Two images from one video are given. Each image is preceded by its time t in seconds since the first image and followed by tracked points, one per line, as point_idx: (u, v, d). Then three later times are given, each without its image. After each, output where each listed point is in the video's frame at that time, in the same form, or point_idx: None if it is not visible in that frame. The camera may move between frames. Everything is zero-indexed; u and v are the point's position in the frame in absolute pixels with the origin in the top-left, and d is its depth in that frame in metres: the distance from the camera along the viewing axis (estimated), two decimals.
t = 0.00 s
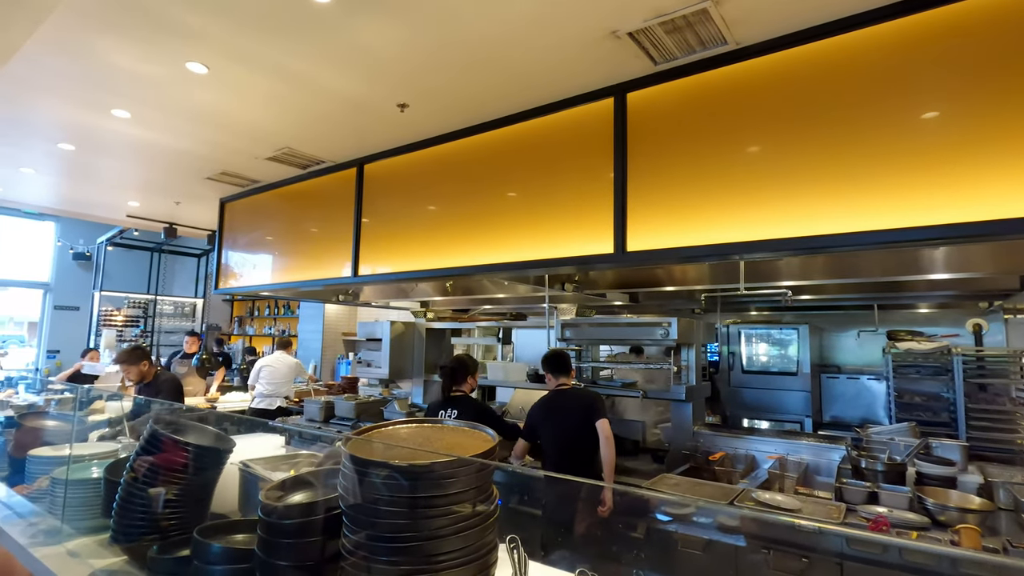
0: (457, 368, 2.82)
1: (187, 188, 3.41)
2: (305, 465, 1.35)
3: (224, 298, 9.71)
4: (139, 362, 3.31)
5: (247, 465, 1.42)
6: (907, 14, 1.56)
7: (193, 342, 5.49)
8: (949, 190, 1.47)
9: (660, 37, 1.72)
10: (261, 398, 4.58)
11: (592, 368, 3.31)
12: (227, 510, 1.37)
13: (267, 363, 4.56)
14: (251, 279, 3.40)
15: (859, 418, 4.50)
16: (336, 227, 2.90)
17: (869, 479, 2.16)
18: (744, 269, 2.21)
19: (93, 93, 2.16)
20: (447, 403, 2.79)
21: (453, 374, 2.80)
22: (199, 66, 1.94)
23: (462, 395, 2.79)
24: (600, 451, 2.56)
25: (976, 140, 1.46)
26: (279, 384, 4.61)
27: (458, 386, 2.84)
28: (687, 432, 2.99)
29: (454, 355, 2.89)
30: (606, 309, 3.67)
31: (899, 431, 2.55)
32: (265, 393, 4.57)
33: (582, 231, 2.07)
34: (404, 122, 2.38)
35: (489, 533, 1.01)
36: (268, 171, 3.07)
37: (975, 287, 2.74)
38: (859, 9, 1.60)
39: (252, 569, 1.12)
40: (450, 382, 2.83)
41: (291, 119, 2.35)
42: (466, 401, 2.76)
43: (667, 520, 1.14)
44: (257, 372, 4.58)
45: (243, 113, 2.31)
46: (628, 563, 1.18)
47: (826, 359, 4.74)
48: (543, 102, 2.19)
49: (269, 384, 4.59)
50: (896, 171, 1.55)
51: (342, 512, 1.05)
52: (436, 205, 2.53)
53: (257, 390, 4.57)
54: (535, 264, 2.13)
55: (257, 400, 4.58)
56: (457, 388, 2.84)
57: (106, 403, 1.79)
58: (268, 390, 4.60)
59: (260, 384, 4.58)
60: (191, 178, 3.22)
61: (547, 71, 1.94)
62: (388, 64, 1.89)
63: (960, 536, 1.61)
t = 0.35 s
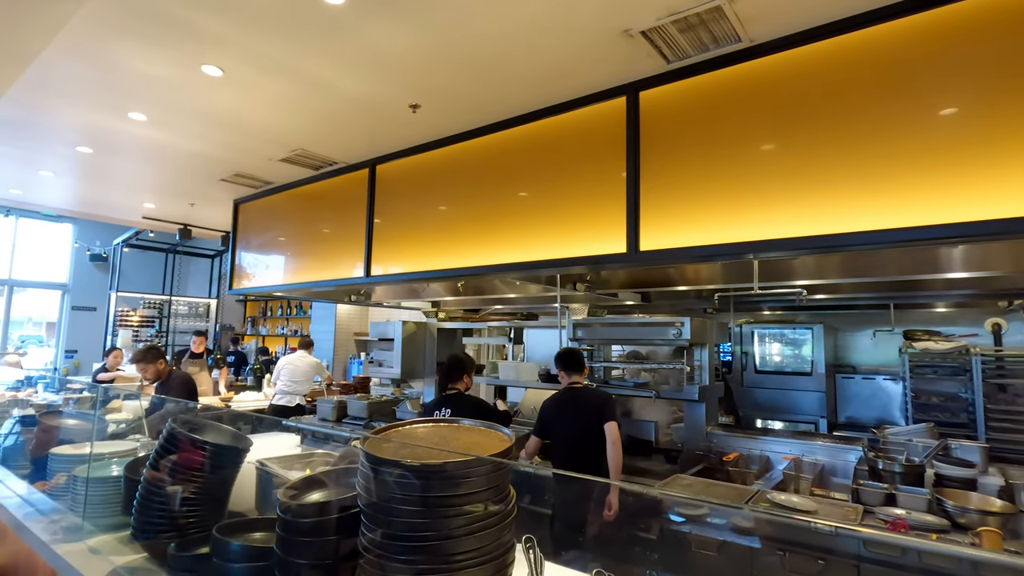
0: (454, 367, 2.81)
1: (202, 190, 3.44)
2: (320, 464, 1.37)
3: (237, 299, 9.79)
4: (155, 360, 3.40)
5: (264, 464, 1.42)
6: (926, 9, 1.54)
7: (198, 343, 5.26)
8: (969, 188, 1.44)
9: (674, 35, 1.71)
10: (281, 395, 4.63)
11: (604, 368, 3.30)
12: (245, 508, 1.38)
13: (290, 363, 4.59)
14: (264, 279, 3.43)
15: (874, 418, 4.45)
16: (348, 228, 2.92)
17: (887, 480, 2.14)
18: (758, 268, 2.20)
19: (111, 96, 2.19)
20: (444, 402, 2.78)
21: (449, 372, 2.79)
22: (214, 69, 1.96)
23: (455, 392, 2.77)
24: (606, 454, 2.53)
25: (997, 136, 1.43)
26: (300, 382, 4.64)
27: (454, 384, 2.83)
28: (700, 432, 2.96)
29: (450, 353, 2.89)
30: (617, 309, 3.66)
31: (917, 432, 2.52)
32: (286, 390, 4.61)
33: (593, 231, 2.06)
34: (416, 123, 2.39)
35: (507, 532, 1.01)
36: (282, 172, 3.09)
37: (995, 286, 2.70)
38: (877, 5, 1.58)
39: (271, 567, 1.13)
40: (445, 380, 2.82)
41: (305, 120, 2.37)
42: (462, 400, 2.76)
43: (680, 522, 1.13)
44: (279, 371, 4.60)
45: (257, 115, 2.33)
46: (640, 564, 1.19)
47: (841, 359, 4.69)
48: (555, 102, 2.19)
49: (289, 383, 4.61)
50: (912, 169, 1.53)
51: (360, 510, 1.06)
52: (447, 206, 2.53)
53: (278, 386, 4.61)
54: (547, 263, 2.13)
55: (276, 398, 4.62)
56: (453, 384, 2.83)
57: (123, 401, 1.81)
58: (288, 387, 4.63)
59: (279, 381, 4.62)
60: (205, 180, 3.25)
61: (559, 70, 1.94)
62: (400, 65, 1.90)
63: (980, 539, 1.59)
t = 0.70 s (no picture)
0: (460, 366, 2.80)
1: (215, 192, 3.48)
2: (333, 464, 1.38)
3: (249, 299, 9.84)
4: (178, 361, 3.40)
5: (280, 462, 1.43)
6: (941, 4, 1.52)
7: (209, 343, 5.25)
8: (987, 186, 1.42)
9: (686, 33, 1.70)
10: (294, 395, 4.66)
11: (615, 368, 3.28)
12: (260, 506, 1.39)
13: (305, 363, 4.62)
14: (276, 280, 3.45)
15: (890, 419, 4.40)
16: (359, 229, 2.94)
17: (903, 482, 2.12)
18: (771, 267, 2.18)
19: (127, 100, 2.22)
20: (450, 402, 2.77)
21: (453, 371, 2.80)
22: (228, 72, 1.98)
23: (461, 392, 2.78)
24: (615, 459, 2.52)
25: (1016, 132, 1.40)
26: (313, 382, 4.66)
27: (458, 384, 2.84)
28: (713, 432, 2.95)
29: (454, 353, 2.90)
30: (628, 309, 3.65)
31: (934, 434, 2.49)
32: (300, 390, 4.64)
33: (605, 231, 2.06)
34: (427, 123, 2.40)
35: (522, 532, 1.01)
36: (294, 174, 3.12)
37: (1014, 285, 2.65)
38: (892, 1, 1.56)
39: (288, 565, 1.14)
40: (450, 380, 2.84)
41: (317, 122, 2.39)
42: (468, 399, 2.76)
43: (692, 523, 1.11)
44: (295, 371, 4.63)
45: (270, 117, 2.35)
46: (655, 564, 1.19)
47: (856, 359, 4.64)
48: (566, 101, 2.18)
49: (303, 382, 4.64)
50: (930, 166, 1.51)
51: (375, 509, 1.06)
52: (457, 206, 2.54)
53: (293, 386, 4.65)
54: (558, 263, 2.13)
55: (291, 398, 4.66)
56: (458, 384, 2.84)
57: (138, 400, 1.83)
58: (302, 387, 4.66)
59: (293, 381, 4.66)
60: (218, 182, 3.29)
61: (570, 70, 1.93)
62: (411, 65, 1.91)
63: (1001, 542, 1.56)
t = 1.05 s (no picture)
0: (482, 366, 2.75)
1: (228, 193, 3.51)
2: (347, 463, 1.38)
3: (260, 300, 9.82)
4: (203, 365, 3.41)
5: (293, 461, 1.45)
6: None
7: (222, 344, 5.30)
8: (1006, 183, 1.40)
9: (697, 31, 1.69)
10: (306, 395, 4.69)
11: (626, 369, 3.27)
12: (273, 505, 1.41)
13: (318, 364, 4.66)
14: (288, 281, 3.48)
15: (905, 420, 4.33)
16: (370, 229, 2.95)
17: (920, 484, 2.07)
18: (784, 266, 2.16)
19: (141, 103, 2.25)
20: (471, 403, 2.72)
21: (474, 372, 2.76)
22: (240, 74, 2.00)
23: (477, 395, 2.73)
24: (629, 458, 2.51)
25: None
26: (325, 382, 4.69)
27: (477, 386, 2.79)
28: (725, 433, 2.95)
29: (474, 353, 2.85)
30: (639, 309, 3.64)
31: (951, 435, 2.46)
32: (312, 390, 4.67)
33: (616, 231, 2.05)
34: (437, 124, 2.41)
35: (538, 532, 1.01)
36: (305, 175, 3.14)
37: None
38: None
39: (303, 564, 1.14)
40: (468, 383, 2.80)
41: (328, 123, 2.40)
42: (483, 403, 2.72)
43: (704, 524, 1.10)
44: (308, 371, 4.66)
45: (282, 119, 2.37)
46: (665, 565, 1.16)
47: (870, 359, 4.58)
48: (576, 101, 2.18)
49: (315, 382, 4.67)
50: (947, 163, 1.49)
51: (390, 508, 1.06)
52: (468, 206, 2.54)
53: (304, 386, 4.68)
54: (568, 263, 2.12)
55: (304, 398, 4.69)
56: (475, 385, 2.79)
57: (152, 399, 1.83)
58: (313, 386, 4.69)
59: (305, 381, 4.69)
60: (231, 184, 3.32)
61: (580, 69, 1.93)
62: (422, 66, 1.91)
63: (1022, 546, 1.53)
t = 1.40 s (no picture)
0: (502, 368, 2.73)
1: (240, 194, 3.54)
2: (360, 462, 1.39)
3: (271, 300, 9.87)
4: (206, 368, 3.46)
5: (307, 461, 1.46)
6: None
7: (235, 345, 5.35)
8: None
9: (709, 29, 1.68)
10: (318, 395, 4.72)
11: (637, 369, 3.26)
12: (287, 505, 1.44)
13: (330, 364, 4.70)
14: (299, 281, 3.50)
15: (920, 421, 4.28)
16: (381, 230, 2.96)
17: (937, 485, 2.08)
18: (798, 266, 2.14)
19: (155, 105, 2.28)
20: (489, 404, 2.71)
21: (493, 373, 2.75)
22: (253, 77, 2.02)
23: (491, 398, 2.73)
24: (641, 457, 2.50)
25: None
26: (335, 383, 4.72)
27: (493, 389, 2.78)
28: (737, 433, 2.91)
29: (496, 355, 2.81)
30: (649, 308, 3.62)
31: (969, 436, 2.43)
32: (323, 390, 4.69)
33: (627, 230, 2.04)
34: (447, 124, 2.41)
35: (552, 532, 1.01)
36: (316, 176, 3.16)
37: None
38: None
39: (317, 563, 1.15)
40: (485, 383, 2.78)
41: (339, 125, 2.42)
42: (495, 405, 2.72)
43: (717, 524, 1.11)
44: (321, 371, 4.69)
45: (293, 120, 2.38)
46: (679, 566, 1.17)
47: (884, 359, 4.53)
48: (587, 100, 2.17)
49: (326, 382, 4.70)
50: (963, 162, 1.47)
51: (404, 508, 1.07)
52: (478, 206, 2.55)
53: (316, 386, 4.71)
54: (579, 263, 2.12)
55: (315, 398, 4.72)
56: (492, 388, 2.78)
57: (166, 399, 1.87)
58: (325, 386, 4.72)
59: (316, 381, 4.72)
60: (243, 185, 3.35)
61: (591, 68, 1.92)
62: (432, 67, 1.92)
63: None
